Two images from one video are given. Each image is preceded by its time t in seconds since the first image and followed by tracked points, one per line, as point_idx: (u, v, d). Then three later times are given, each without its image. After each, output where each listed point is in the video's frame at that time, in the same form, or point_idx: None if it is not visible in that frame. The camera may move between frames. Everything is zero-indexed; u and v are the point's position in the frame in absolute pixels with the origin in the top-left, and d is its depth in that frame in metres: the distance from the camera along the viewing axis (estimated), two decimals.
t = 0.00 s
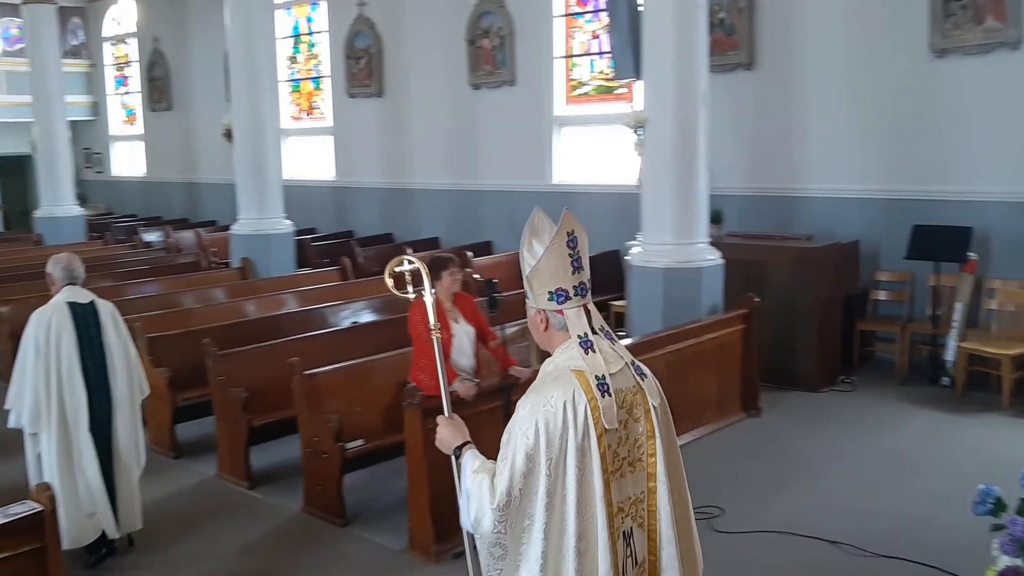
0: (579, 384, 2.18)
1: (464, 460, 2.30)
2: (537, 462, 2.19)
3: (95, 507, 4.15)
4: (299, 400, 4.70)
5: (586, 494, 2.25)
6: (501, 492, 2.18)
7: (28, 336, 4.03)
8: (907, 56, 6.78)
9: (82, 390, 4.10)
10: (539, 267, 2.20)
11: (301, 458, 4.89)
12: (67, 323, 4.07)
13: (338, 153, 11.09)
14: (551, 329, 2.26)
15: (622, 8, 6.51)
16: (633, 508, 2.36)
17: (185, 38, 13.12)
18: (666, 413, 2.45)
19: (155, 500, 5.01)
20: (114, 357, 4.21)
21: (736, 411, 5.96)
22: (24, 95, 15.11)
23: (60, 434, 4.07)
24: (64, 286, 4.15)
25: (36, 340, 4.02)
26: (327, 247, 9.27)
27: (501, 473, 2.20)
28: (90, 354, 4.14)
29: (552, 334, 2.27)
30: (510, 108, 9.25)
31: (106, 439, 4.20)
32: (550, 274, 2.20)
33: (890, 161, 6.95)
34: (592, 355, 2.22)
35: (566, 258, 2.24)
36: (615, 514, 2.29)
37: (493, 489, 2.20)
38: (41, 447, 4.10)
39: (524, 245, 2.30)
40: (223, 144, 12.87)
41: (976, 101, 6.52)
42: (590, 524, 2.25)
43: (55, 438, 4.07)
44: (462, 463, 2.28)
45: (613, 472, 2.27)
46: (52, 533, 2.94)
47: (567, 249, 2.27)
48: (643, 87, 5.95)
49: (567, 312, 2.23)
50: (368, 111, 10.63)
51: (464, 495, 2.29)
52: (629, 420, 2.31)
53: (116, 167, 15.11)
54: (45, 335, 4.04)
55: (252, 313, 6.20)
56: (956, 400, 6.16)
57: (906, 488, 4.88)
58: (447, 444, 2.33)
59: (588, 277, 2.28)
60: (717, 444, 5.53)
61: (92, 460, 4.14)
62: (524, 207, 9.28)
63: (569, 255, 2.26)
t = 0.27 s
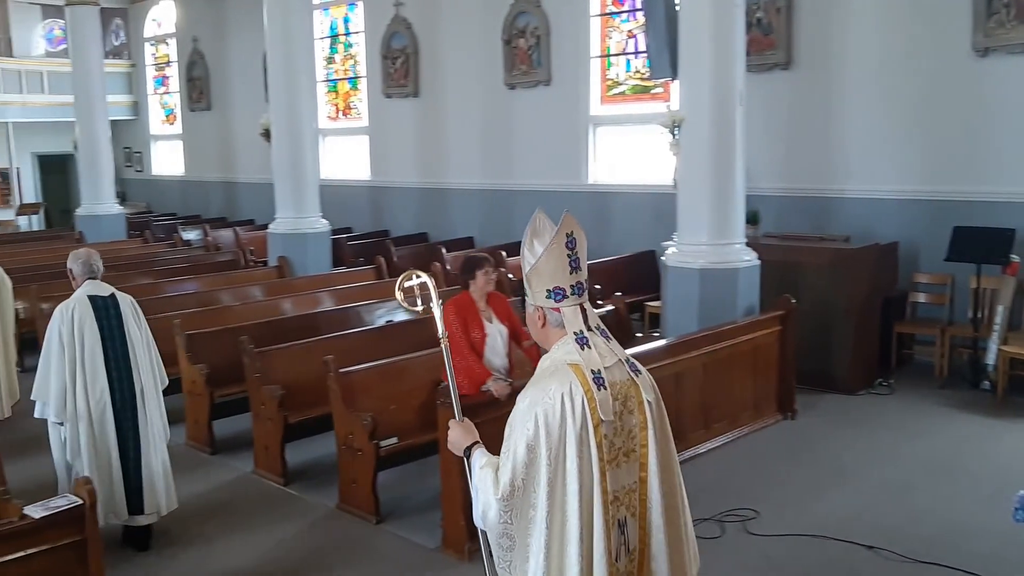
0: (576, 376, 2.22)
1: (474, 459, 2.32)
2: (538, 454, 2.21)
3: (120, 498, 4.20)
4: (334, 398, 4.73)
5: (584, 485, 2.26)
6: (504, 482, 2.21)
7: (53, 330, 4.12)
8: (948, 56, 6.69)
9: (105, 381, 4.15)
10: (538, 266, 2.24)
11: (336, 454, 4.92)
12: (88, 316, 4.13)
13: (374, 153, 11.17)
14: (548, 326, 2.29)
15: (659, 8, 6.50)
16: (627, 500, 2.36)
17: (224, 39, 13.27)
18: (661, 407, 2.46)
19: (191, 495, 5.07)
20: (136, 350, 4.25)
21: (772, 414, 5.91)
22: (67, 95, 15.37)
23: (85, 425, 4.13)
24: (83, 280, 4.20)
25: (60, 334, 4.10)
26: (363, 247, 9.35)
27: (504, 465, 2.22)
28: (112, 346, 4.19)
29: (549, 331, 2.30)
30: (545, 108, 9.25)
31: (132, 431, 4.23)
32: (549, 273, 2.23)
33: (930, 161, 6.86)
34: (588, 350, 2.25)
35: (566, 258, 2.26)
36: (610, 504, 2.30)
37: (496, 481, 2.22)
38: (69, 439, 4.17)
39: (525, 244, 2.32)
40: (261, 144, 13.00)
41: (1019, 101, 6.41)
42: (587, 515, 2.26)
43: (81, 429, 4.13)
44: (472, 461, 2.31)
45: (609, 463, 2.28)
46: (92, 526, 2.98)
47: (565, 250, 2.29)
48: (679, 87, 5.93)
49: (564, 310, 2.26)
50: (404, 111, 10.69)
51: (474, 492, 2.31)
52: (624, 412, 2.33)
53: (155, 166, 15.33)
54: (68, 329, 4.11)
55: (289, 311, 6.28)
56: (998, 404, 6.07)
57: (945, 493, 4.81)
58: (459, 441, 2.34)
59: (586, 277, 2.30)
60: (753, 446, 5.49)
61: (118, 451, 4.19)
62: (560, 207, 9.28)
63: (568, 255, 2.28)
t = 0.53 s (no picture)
0: (554, 358, 2.39)
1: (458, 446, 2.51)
2: (517, 431, 2.39)
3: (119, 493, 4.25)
4: (349, 396, 4.75)
5: (559, 461, 2.43)
6: (485, 457, 2.39)
7: (46, 330, 4.17)
8: (968, 57, 6.64)
9: (99, 379, 4.20)
10: (529, 255, 2.42)
11: (351, 452, 4.93)
12: (80, 314, 4.18)
13: (391, 153, 11.20)
14: (532, 311, 2.48)
15: (677, 8, 6.48)
16: (599, 479, 2.53)
17: (243, 38, 13.32)
18: (636, 396, 2.63)
19: (206, 491, 5.09)
20: (129, 346, 4.31)
21: (788, 416, 5.88)
22: (87, 93, 15.48)
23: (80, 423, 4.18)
24: (76, 279, 4.26)
25: (52, 334, 4.16)
26: (379, 246, 9.38)
27: (485, 441, 2.41)
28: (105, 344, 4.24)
29: (533, 316, 2.49)
30: (563, 109, 9.24)
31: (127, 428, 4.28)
32: (539, 263, 2.42)
33: (948, 164, 6.83)
34: (567, 336, 2.45)
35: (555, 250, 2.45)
36: (583, 480, 2.47)
37: (478, 456, 2.41)
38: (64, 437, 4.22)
39: (521, 235, 2.52)
40: (279, 143, 13.05)
41: None
42: (561, 489, 2.43)
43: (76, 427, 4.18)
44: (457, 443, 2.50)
45: (582, 442, 2.46)
46: (108, 522, 3.00)
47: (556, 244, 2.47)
48: (697, 88, 5.92)
49: (550, 298, 2.45)
50: (421, 111, 10.71)
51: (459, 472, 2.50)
52: (599, 396, 2.50)
53: (174, 165, 15.41)
54: (61, 328, 4.17)
55: (305, 310, 6.30)
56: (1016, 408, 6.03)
57: (962, 497, 4.77)
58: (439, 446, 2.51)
59: (574, 270, 2.49)
60: (769, 448, 5.48)
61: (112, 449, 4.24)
62: (576, 208, 9.28)
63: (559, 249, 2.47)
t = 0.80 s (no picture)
0: (553, 347, 2.41)
1: (454, 429, 2.49)
2: (515, 415, 2.40)
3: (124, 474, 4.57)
4: (373, 395, 4.77)
5: (552, 446, 2.45)
6: (483, 439, 2.39)
7: (62, 319, 4.50)
8: (998, 57, 6.56)
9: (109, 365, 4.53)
10: (537, 246, 2.43)
11: (375, 451, 4.95)
12: (94, 306, 4.51)
13: (415, 153, 11.24)
14: (535, 300, 2.50)
15: (703, 9, 6.46)
16: (589, 464, 2.55)
17: (270, 38, 13.41)
18: (629, 386, 2.65)
19: (230, 487, 5.13)
20: (139, 335, 4.64)
21: (813, 419, 5.85)
22: (116, 93, 15.64)
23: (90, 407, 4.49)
24: (92, 271, 4.58)
25: (68, 322, 4.49)
26: (403, 246, 9.42)
27: (484, 424, 2.41)
28: (116, 332, 4.57)
29: (536, 305, 2.51)
30: (588, 109, 9.23)
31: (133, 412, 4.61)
32: (546, 254, 2.43)
33: (977, 165, 6.75)
34: (567, 327, 2.45)
35: (563, 242, 2.44)
36: (574, 466, 2.49)
37: (477, 437, 2.41)
38: (75, 419, 4.54)
39: (531, 225, 2.50)
40: (304, 143, 13.12)
41: None
42: (553, 472, 2.45)
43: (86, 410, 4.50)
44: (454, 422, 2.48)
45: (575, 428, 2.48)
46: (134, 519, 3.02)
47: (565, 237, 2.45)
48: (722, 88, 5.90)
49: (553, 289, 2.46)
50: (446, 111, 10.75)
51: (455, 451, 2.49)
52: (594, 385, 2.52)
53: (201, 164, 15.54)
54: (77, 317, 4.50)
55: (330, 309, 6.33)
56: None
57: (991, 503, 4.71)
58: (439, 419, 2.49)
59: (580, 264, 2.48)
60: (794, 451, 5.44)
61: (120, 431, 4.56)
62: (601, 209, 9.27)
63: (567, 242, 2.46)
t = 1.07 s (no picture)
0: (545, 346, 2.56)
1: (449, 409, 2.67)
2: (505, 409, 2.56)
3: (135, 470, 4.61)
4: (395, 394, 4.78)
5: (540, 439, 2.61)
6: (473, 428, 2.58)
7: (83, 311, 4.56)
8: None
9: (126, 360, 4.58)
10: (536, 246, 2.54)
11: (397, 450, 4.96)
12: (115, 301, 4.57)
13: (438, 154, 11.28)
14: (532, 298, 2.62)
15: (728, 9, 6.45)
16: (580, 459, 2.70)
17: (294, 39, 13.49)
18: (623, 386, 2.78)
19: (253, 485, 5.15)
20: (157, 332, 4.71)
21: (836, 421, 5.81)
22: (142, 93, 15.77)
23: (104, 400, 4.55)
24: (115, 269, 4.60)
25: (88, 316, 4.55)
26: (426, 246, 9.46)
27: (475, 414, 2.59)
28: (135, 328, 4.64)
29: (533, 303, 2.63)
30: (611, 109, 9.22)
31: (146, 406, 4.67)
32: (544, 255, 2.54)
33: (1004, 166, 6.68)
34: (561, 327, 2.58)
35: (561, 245, 2.55)
36: (562, 458, 2.65)
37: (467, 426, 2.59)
38: (88, 410, 4.59)
39: (533, 226, 2.61)
40: (328, 144, 13.18)
41: None
42: (539, 464, 2.62)
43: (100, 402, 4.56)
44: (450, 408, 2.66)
45: (563, 424, 2.63)
46: (158, 515, 3.03)
47: (564, 239, 2.56)
48: (746, 89, 5.89)
49: (549, 290, 2.58)
50: (469, 111, 10.77)
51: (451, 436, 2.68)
52: (585, 383, 2.65)
53: (225, 164, 15.65)
54: (97, 310, 4.57)
55: (353, 308, 6.36)
56: None
57: (1017, 508, 4.66)
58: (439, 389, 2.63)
59: (576, 266, 2.60)
60: (817, 454, 5.41)
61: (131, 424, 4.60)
62: (624, 210, 9.26)
63: (565, 245, 2.56)
